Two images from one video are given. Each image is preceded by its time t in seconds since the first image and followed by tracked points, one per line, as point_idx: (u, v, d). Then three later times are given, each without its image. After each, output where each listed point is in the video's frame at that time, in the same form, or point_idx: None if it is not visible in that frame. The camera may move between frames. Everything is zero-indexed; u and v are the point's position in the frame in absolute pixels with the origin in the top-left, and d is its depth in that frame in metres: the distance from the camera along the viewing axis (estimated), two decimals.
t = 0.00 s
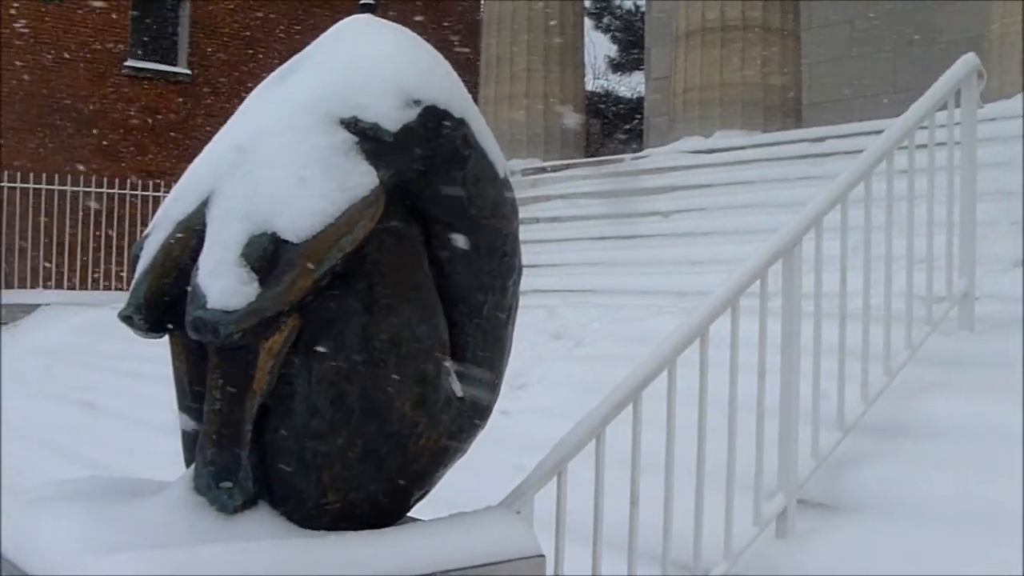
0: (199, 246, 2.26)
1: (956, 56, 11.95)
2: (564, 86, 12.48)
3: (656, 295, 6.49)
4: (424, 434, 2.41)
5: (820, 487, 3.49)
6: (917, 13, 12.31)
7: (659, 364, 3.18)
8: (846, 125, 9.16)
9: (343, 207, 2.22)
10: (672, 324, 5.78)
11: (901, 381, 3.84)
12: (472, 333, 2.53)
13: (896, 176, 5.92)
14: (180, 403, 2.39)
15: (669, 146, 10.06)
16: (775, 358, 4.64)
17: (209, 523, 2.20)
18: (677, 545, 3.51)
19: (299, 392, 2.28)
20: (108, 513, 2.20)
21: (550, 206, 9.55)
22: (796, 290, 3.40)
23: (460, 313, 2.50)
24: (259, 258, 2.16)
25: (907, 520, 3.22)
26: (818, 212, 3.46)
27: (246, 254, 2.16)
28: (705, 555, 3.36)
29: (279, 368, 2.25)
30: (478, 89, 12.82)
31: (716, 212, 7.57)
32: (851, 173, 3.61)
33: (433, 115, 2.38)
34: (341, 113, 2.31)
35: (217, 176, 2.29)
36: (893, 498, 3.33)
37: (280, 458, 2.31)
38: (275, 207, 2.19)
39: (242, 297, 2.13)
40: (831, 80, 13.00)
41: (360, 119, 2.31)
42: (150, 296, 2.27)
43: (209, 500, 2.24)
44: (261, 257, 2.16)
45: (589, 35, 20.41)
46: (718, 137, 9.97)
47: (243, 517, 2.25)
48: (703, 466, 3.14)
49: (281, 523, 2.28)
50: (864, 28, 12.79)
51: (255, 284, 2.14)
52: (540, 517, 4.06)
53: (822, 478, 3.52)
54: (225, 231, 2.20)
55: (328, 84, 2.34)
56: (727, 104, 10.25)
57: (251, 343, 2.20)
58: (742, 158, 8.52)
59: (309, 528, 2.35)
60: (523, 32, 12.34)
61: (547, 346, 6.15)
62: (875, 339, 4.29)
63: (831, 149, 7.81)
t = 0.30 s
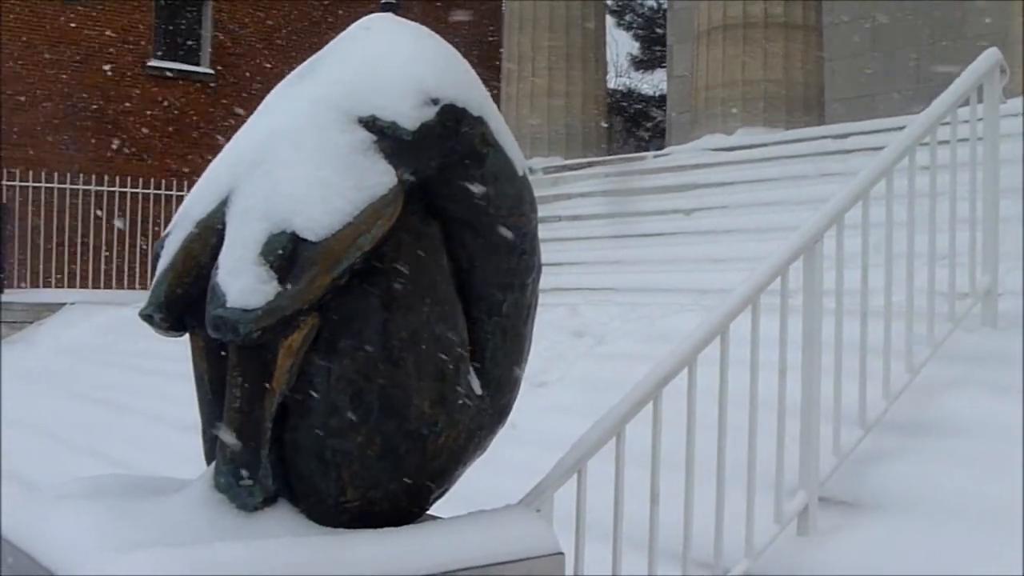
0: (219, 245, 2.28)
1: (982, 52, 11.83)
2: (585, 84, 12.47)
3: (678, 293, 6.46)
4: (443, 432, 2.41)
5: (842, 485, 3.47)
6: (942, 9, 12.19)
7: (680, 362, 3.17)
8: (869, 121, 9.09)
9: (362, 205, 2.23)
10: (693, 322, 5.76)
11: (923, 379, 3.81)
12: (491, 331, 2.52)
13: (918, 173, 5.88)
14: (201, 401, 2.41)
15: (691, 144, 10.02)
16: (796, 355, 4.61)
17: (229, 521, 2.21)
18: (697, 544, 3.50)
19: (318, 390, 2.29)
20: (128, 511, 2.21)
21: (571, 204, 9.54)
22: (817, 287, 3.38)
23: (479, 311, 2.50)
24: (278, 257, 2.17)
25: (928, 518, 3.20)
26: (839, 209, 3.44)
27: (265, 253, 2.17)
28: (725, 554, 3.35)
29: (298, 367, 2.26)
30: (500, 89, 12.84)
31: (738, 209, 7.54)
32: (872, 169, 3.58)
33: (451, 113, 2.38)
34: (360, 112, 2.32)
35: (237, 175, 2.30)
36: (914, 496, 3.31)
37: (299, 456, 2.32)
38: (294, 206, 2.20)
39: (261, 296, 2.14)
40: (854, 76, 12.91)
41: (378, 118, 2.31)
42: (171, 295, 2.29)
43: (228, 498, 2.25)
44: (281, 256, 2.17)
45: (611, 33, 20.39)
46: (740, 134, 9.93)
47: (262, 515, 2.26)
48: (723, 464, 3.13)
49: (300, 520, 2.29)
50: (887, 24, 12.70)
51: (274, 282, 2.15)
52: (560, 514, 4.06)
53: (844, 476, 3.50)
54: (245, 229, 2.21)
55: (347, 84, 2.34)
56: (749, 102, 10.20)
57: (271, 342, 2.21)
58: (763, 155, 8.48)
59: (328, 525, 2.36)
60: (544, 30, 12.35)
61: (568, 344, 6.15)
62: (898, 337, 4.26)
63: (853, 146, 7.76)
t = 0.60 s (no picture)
0: (246, 247, 2.29)
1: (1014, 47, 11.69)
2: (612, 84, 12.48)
3: (706, 293, 6.43)
4: (469, 434, 2.41)
5: (871, 485, 3.44)
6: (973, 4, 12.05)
7: (707, 362, 3.16)
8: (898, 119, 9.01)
9: (387, 207, 2.23)
10: (722, 322, 5.74)
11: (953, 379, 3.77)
12: (517, 332, 2.52)
13: (948, 170, 5.82)
14: (229, 402, 2.42)
15: (719, 143, 9.98)
16: (825, 355, 4.58)
17: (256, 521, 2.23)
18: (726, 545, 3.48)
19: (344, 392, 2.29)
20: (158, 512, 2.23)
21: (600, 205, 9.53)
22: (845, 287, 3.35)
23: (504, 312, 2.50)
24: (304, 260, 2.18)
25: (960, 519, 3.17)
26: (867, 208, 3.42)
27: (290, 256, 2.18)
28: (754, 555, 3.34)
29: (324, 368, 2.27)
30: (528, 91, 12.87)
31: (767, 208, 7.50)
32: (901, 168, 3.55)
33: (475, 115, 2.38)
34: (385, 113, 2.32)
35: (262, 178, 2.32)
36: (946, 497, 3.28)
37: (326, 458, 2.33)
38: (320, 208, 2.21)
39: (286, 298, 2.15)
40: (883, 74, 12.81)
41: (402, 120, 2.32)
42: (197, 298, 2.30)
43: (256, 499, 2.26)
44: (306, 258, 2.18)
45: (638, 33, 20.33)
46: (768, 134, 9.87)
47: (290, 516, 2.27)
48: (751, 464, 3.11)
49: (327, 522, 2.30)
50: (916, 20, 12.58)
51: (299, 284, 2.17)
52: (587, 516, 4.06)
53: (874, 476, 3.48)
54: (272, 232, 2.22)
55: (370, 87, 2.35)
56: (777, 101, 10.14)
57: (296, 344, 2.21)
58: (791, 155, 8.43)
59: (355, 526, 2.37)
60: (572, 32, 12.37)
61: (596, 345, 6.14)
62: (927, 336, 4.22)
63: (882, 144, 7.70)
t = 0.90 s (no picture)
0: (278, 252, 2.31)
1: None
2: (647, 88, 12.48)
3: (740, 297, 6.40)
4: (501, 439, 2.41)
5: (908, 491, 3.40)
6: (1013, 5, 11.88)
7: (741, 366, 3.14)
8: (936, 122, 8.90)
9: (418, 212, 2.24)
10: (756, 327, 5.70)
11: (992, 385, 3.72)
12: (549, 337, 2.51)
13: (987, 174, 5.75)
14: (262, 407, 2.43)
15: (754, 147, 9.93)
16: (861, 359, 4.54)
17: (288, 525, 2.24)
18: (760, 550, 3.46)
19: (376, 397, 2.30)
20: (191, 517, 2.25)
21: (635, 209, 9.52)
22: (880, 291, 3.31)
23: (536, 317, 2.50)
24: (336, 264, 2.18)
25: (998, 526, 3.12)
26: (902, 212, 3.38)
27: (322, 260, 2.19)
28: (788, 560, 3.31)
29: (356, 373, 2.28)
30: (562, 96, 12.92)
31: (802, 212, 7.44)
32: (937, 171, 3.50)
33: (507, 119, 2.38)
34: (416, 118, 2.33)
35: (295, 183, 2.33)
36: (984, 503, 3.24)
37: (359, 462, 2.34)
38: (352, 213, 2.22)
39: (318, 303, 2.15)
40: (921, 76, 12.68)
41: (433, 125, 2.32)
42: (230, 303, 2.32)
43: (288, 504, 2.27)
44: (338, 262, 2.19)
45: (672, 37, 20.24)
46: (803, 138, 9.81)
47: (322, 521, 2.28)
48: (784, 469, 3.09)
49: (359, 526, 2.30)
50: (954, 22, 12.44)
51: (331, 289, 2.17)
52: (619, 520, 4.05)
53: (910, 482, 3.43)
54: (304, 237, 2.23)
55: (402, 92, 2.35)
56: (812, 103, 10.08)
57: (328, 348, 2.22)
58: (827, 158, 8.37)
59: (387, 530, 2.37)
60: (606, 37, 12.40)
61: (630, 349, 6.12)
62: (965, 340, 4.17)
63: (919, 147, 7.61)
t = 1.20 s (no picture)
0: (306, 249, 2.32)
1: None
2: (678, 86, 12.47)
3: (772, 295, 6.34)
4: (528, 436, 2.41)
5: (940, 489, 3.35)
6: None
7: (770, 364, 3.12)
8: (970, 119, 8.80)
9: (445, 209, 2.24)
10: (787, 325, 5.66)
11: None
12: (576, 333, 2.51)
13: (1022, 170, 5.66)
14: (290, 403, 2.44)
15: (785, 145, 9.85)
16: (891, 357, 4.50)
17: (316, 521, 2.24)
18: (790, 550, 3.43)
19: (404, 394, 2.30)
20: (220, 514, 2.27)
21: (665, 206, 9.50)
22: (911, 289, 3.28)
23: (563, 313, 2.49)
24: (363, 261, 2.19)
25: None
26: (934, 208, 3.34)
27: (350, 257, 2.19)
28: (818, 559, 3.28)
29: (384, 370, 2.28)
30: (593, 95, 12.93)
31: (833, 209, 7.38)
32: (969, 167, 3.46)
33: (533, 116, 2.38)
34: (443, 116, 2.33)
35: (322, 181, 2.34)
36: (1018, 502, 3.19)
37: (387, 460, 2.34)
38: (379, 210, 2.22)
39: (345, 300, 2.16)
40: (955, 73, 12.54)
41: (461, 122, 2.32)
42: (258, 301, 2.34)
43: (316, 500, 2.28)
44: (365, 259, 2.19)
45: (704, 34, 20.11)
46: (835, 135, 9.72)
47: (350, 517, 2.28)
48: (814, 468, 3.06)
49: (386, 522, 2.31)
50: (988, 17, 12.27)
51: (359, 286, 2.18)
52: (648, 517, 4.04)
53: (942, 480, 3.40)
54: (332, 234, 2.24)
55: (428, 90, 2.36)
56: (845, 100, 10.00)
57: (357, 344, 2.23)
58: (859, 156, 8.29)
59: (415, 527, 2.38)
60: (636, 34, 12.41)
61: (660, 346, 6.10)
62: (998, 337, 4.11)
63: (951, 143, 7.52)
